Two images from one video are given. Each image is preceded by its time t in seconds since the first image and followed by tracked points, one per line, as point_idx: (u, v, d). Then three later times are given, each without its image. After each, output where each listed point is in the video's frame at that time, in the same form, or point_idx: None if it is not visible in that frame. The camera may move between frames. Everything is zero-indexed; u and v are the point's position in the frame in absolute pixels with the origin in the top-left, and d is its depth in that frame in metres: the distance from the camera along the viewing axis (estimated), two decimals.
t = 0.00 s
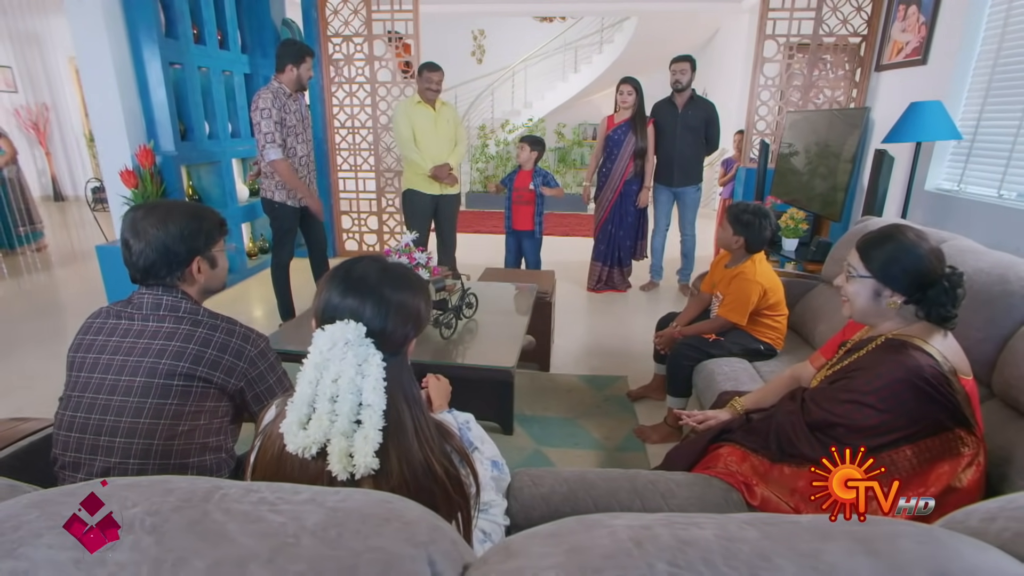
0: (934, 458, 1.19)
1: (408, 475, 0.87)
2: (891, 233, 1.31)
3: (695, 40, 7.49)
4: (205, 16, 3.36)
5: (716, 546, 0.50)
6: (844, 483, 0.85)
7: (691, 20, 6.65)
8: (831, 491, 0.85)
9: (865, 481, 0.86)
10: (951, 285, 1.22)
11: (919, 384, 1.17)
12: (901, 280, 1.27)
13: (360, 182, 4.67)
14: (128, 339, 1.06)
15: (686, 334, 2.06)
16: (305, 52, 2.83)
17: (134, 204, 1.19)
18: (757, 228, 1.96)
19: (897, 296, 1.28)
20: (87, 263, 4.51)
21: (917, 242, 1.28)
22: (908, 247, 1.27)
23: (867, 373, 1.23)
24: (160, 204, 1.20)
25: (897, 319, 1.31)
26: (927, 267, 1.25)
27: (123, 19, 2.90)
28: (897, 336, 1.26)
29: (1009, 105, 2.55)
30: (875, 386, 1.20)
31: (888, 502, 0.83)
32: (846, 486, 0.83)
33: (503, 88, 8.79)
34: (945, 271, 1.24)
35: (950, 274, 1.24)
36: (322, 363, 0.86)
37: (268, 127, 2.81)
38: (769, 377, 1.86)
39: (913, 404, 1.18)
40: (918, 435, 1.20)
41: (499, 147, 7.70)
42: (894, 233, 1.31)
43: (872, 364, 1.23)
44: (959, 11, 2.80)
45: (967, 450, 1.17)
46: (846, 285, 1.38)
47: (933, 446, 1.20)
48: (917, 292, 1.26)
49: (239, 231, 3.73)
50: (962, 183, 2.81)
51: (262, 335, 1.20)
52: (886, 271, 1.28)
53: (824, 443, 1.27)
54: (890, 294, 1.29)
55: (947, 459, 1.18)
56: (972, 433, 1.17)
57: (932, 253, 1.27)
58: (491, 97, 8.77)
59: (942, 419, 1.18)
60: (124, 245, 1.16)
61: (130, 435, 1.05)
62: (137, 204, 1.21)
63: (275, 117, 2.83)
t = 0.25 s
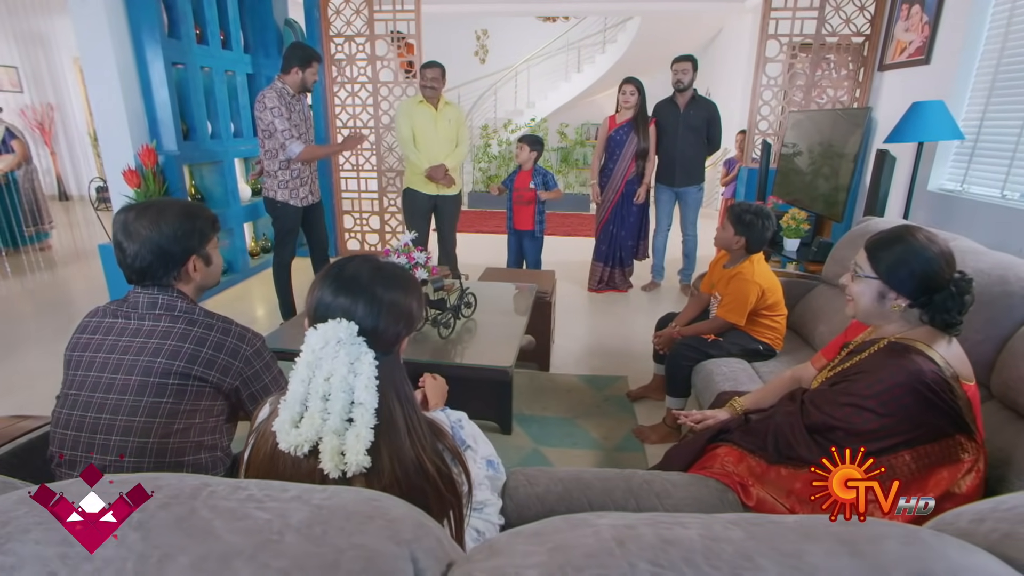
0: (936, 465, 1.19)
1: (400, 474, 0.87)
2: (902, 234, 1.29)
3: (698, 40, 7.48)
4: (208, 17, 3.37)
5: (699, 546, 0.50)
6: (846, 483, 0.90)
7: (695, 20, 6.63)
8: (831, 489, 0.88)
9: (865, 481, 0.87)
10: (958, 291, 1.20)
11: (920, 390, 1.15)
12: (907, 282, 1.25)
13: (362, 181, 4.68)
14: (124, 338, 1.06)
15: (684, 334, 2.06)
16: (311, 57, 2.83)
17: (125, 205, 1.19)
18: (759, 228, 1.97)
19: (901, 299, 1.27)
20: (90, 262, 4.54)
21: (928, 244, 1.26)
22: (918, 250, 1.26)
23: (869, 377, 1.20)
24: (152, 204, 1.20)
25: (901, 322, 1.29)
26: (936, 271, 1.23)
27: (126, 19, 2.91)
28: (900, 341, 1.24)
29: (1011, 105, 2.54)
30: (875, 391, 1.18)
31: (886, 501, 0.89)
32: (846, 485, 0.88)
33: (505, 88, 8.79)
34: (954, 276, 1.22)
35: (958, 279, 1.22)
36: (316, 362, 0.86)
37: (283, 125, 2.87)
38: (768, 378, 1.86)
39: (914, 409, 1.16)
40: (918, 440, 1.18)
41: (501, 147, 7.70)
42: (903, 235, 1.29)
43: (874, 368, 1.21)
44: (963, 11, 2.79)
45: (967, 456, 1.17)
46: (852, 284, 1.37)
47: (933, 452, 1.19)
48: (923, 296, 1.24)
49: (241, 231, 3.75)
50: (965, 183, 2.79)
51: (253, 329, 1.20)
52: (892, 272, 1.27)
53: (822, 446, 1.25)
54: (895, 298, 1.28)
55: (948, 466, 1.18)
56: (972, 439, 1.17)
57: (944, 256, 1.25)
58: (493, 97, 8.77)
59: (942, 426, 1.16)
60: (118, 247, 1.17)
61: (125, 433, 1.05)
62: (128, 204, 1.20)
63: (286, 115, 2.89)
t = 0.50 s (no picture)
0: (935, 469, 1.17)
1: (393, 472, 0.88)
2: (913, 234, 1.24)
3: (701, 40, 7.47)
4: (211, 17, 3.38)
5: (681, 545, 0.50)
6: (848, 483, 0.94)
7: (698, 20, 6.62)
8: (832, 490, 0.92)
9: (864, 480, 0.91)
10: (965, 296, 1.18)
11: (920, 394, 1.13)
12: (914, 283, 1.22)
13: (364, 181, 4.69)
14: (120, 337, 1.07)
15: (683, 335, 2.06)
16: (315, 56, 2.85)
17: (118, 206, 1.19)
18: (759, 229, 1.96)
19: (907, 300, 1.23)
20: (95, 261, 4.57)
21: (940, 245, 1.22)
22: (930, 250, 1.21)
23: (868, 380, 1.18)
24: (144, 205, 1.21)
25: (903, 324, 1.27)
26: (946, 274, 1.19)
27: (129, 20, 2.93)
28: (901, 344, 1.22)
29: (1014, 105, 2.53)
30: (875, 394, 1.16)
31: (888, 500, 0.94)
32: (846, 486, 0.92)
33: (509, 88, 8.79)
34: (963, 280, 1.19)
35: (966, 285, 1.19)
36: (310, 361, 0.87)
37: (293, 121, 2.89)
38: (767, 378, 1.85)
39: (912, 413, 1.14)
40: (917, 444, 1.16)
41: (505, 147, 7.70)
42: (915, 234, 1.24)
43: (875, 371, 1.19)
44: (966, 11, 2.77)
45: (967, 461, 1.15)
46: (858, 282, 1.33)
47: (932, 456, 1.17)
48: (929, 299, 1.21)
49: (243, 230, 3.76)
50: (967, 183, 2.78)
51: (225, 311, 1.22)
52: (901, 272, 1.23)
53: (819, 449, 1.23)
54: (900, 298, 1.25)
55: (947, 470, 1.16)
56: (971, 444, 1.15)
57: (955, 259, 1.21)
58: (497, 97, 8.77)
59: (942, 430, 1.15)
60: (112, 248, 1.17)
61: (121, 432, 1.06)
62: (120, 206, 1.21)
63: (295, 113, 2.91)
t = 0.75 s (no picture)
0: (932, 473, 1.16)
1: (385, 470, 0.88)
2: (920, 234, 1.21)
3: (705, 40, 7.46)
4: (213, 17, 3.40)
5: (663, 544, 0.50)
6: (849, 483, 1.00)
7: (702, 19, 6.60)
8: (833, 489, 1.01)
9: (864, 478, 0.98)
10: (969, 300, 1.15)
11: (918, 398, 1.12)
12: (917, 284, 1.19)
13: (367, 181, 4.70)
14: (116, 337, 1.08)
15: (683, 335, 2.05)
16: (319, 56, 2.86)
17: (110, 207, 1.19)
18: (760, 229, 1.97)
19: (908, 300, 1.21)
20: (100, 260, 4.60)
21: (947, 245, 1.19)
22: (937, 251, 1.18)
23: (865, 383, 1.17)
24: (138, 205, 1.21)
25: (904, 325, 1.25)
26: (950, 276, 1.16)
27: (132, 20, 2.95)
28: (900, 346, 1.20)
29: (1017, 105, 2.51)
30: (872, 397, 1.15)
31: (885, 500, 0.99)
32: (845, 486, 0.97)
33: (512, 88, 8.79)
34: (968, 284, 1.16)
35: (971, 289, 1.16)
36: (303, 361, 0.87)
37: (293, 121, 2.89)
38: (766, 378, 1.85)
39: (909, 416, 1.13)
40: (913, 448, 1.16)
41: (508, 147, 7.71)
42: (922, 233, 1.21)
43: (872, 373, 1.17)
44: (969, 11, 2.76)
45: (965, 465, 1.15)
46: (861, 280, 1.31)
47: (928, 460, 1.16)
48: (931, 301, 1.18)
49: (245, 230, 3.78)
50: (971, 183, 2.76)
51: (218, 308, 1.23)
52: (905, 272, 1.21)
53: (815, 452, 1.22)
54: (902, 297, 1.22)
55: (943, 475, 1.16)
56: (970, 449, 1.15)
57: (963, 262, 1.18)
58: (499, 97, 8.77)
59: (939, 433, 1.14)
60: (107, 249, 1.18)
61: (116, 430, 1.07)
62: (114, 206, 1.21)
63: (297, 113, 2.91)
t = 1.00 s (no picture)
0: (928, 477, 1.16)
1: (378, 469, 0.88)
2: (924, 235, 1.20)
3: (708, 40, 7.45)
4: (216, 18, 3.41)
5: (646, 544, 0.49)
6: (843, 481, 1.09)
7: (706, 19, 6.59)
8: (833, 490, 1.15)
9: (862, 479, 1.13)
10: (970, 303, 1.13)
11: (915, 399, 1.11)
12: (918, 284, 1.18)
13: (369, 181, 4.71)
14: (113, 335, 1.08)
15: (682, 335, 2.05)
16: (321, 55, 2.86)
17: (107, 208, 1.19)
18: (761, 229, 1.96)
19: (908, 301, 1.20)
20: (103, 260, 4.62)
21: (951, 246, 1.17)
22: (940, 252, 1.17)
23: (862, 385, 1.17)
24: (134, 205, 1.21)
25: (904, 326, 1.24)
26: (951, 278, 1.15)
27: (136, 21, 2.96)
28: (899, 348, 1.19)
29: (1020, 105, 2.50)
30: (869, 399, 1.15)
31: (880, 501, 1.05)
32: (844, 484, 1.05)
33: (514, 88, 8.79)
34: (970, 286, 1.14)
35: (972, 292, 1.14)
36: (296, 360, 0.87)
37: (290, 123, 2.88)
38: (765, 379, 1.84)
39: (906, 418, 1.13)
40: (910, 450, 1.16)
41: (510, 147, 7.71)
42: (926, 233, 1.20)
43: (869, 374, 1.17)
44: (972, 11, 2.75)
45: (961, 468, 1.15)
46: (862, 279, 1.30)
47: (924, 463, 1.16)
48: (931, 302, 1.17)
49: (248, 229, 3.80)
50: (973, 184, 2.75)
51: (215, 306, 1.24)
52: (906, 272, 1.19)
53: (811, 452, 1.22)
54: (902, 298, 1.22)
55: (940, 478, 1.16)
56: (966, 452, 1.15)
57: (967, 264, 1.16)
58: (502, 97, 8.77)
59: (935, 436, 1.14)
60: (107, 250, 1.18)
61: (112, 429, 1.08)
62: (110, 206, 1.21)
63: (295, 114, 2.91)
